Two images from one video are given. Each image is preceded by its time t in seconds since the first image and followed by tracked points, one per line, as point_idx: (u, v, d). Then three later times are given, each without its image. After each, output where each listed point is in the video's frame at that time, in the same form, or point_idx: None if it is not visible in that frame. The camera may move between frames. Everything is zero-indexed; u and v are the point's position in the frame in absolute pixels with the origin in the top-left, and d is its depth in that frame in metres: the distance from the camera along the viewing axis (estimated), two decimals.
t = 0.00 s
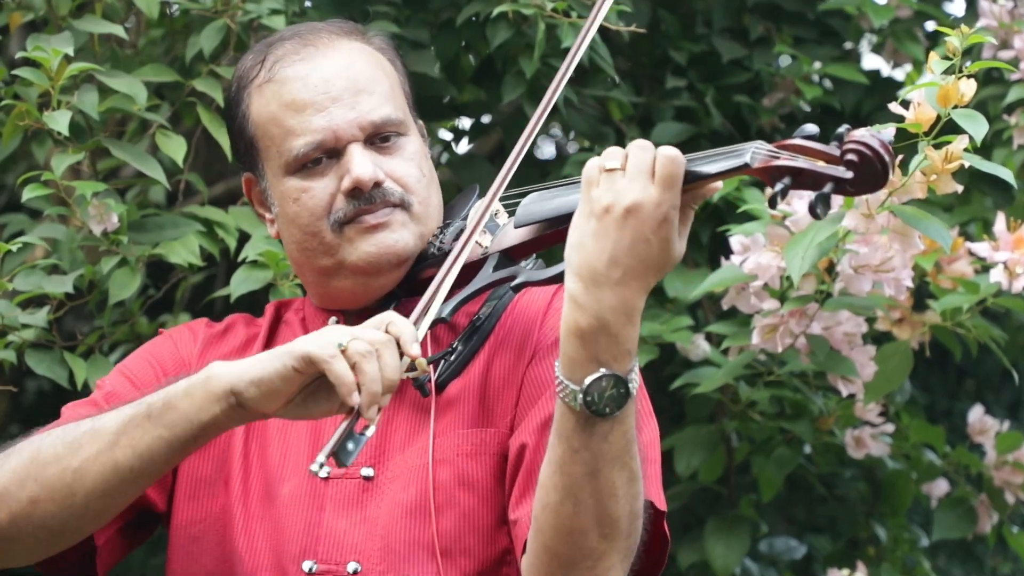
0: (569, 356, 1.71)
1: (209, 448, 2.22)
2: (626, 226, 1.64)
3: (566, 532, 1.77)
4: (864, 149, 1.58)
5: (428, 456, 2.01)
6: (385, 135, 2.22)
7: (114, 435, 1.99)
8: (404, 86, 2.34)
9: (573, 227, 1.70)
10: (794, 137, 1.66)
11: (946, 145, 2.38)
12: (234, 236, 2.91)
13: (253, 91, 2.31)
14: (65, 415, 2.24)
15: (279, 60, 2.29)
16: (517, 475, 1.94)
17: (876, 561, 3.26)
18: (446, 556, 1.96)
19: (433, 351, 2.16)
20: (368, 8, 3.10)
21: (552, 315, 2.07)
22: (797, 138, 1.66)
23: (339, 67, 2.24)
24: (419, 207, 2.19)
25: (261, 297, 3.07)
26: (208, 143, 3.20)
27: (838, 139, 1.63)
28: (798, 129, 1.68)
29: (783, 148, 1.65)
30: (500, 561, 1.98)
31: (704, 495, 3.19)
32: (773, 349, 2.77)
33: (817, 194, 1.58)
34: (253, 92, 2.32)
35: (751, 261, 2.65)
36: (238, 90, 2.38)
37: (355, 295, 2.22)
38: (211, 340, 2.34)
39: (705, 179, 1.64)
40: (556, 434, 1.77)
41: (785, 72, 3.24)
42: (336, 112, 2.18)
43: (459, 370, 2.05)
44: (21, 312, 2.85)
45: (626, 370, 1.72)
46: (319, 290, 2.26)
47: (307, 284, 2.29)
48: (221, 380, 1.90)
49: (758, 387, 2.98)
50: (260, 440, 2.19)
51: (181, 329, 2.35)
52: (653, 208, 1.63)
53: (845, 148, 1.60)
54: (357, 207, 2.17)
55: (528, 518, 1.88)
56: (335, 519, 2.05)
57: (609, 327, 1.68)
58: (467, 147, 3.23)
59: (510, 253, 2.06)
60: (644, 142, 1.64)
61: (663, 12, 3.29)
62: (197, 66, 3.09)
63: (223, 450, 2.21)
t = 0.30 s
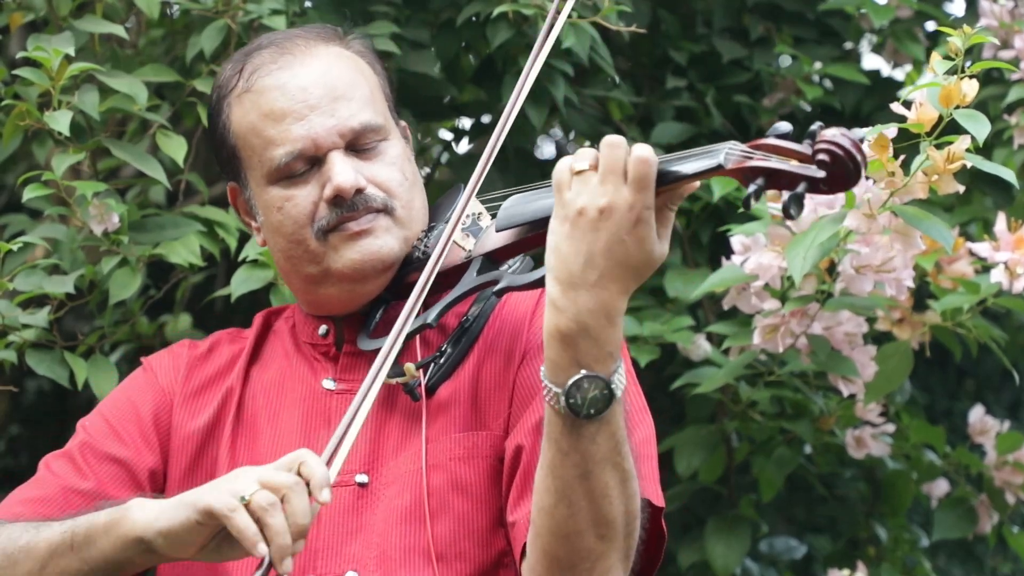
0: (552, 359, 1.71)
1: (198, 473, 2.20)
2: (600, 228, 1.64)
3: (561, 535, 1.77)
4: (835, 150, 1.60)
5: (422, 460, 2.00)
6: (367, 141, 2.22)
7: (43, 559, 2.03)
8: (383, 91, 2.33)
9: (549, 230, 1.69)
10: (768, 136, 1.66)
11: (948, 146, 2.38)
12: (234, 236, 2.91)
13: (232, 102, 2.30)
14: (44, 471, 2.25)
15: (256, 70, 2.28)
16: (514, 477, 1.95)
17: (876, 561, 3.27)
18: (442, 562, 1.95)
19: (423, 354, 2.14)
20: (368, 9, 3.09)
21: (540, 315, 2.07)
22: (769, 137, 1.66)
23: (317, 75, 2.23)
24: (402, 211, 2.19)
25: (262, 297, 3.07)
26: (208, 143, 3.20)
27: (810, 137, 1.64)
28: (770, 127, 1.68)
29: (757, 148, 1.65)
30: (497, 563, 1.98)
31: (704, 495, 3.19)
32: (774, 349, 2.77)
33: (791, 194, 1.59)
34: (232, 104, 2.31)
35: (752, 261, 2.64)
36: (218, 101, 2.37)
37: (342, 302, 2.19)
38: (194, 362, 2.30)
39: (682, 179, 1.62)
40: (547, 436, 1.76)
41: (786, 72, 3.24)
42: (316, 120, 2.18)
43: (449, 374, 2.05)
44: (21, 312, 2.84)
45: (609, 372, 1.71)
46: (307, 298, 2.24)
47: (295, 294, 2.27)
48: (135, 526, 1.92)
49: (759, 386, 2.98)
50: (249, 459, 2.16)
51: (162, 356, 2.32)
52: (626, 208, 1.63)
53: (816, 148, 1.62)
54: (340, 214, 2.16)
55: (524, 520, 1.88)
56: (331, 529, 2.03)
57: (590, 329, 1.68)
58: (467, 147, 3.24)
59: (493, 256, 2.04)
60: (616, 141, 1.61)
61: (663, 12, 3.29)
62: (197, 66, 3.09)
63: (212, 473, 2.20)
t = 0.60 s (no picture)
0: (523, 354, 1.66)
1: (183, 492, 2.17)
2: (563, 222, 1.59)
3: (545, 529, 1.73)
4: (787, 130, 1.56)
5: (405, 460, 1.96)
6: (333, 142, 2.17)
7: None
8: (349, 91, 2.29)
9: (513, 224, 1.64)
10: (723, 118, 1.63)
11: (948, 145, 2.38)
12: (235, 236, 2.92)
13: (196, 115, 2.27)
14: (25, 512, 2.25)
15: (218, 81, 2.25)
16: (499, 471, 1.92)
17: (876, 561, 3.27)
18: (429, 560, 1.91)
19: (405, 352, 2.11)
20: (368, 9, 3.09)
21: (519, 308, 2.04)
22: (724, 119, 1.63)
23: (277, 80, 2.19)
24: (374, 211, 2.14)
25: (262, 297, 3.07)
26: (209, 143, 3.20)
27: (762, 115, 1.61)
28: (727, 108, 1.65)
29: (713, 130, 1.63)
30: (486, 559, 1.94)
31: (704, 495, 3.19)
32: (774, 349, 2.77)
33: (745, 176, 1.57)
34: (196, 116, 2.27)
35: (752, 261, 2.64)
36: (183, 116, 2.34)
37: (319, 306, 2.15)
38: (176, 381, 2.28)
39: (642, 164, 1.60)
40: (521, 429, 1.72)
41: (786, 72, 3.24)
42: (278, 126, 2.14)
43: (430, 372, 2.00)
44: (22, 313, 2.84)
45: (581, 364, 1.66)
46: (286, 305, 2.20)
47: (276, 301, 2.23)
48: None
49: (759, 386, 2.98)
50: (233, 471, 2.12)
51: (142, 378, 2.30)
52: (587, 200, 1.57)
53: (768, 127, 1.58)
54: (309, 219, 2.11)
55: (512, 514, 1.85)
56: (318, 534, 1.99)
57: (558, 323, 1.63)
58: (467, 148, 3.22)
59: (465, 252, 1.98)
60: (577, 131, 1.56)
61: (663, 12, 3.29)
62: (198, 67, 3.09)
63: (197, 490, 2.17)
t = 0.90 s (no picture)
0: (517, 359, 1.66)
1: (181, 489, 2.18)
2: (562, 226, 1.59)
3: (533, 534, 1.72)
4: (771, 137, 1.53)
5: (400, 459, 1.95)
6: (342, 136, 2.17)
7: None
8: (365, 87, 2.29)
9: (511, 227, 1.65)
10: (714, 122, 1.60)
11: (947, 145, 2.38)
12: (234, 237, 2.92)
13: (210, 101, 2.28)
14: (23, 512, 2.26)
15: (234, 67, 2.25)
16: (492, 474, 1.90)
17: (876, 561, 3.27)
18: (420, 561, 1.90)
19: (405, 348, 2.10)
20: (368, 9, 3.09)
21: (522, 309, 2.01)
22: (715, 124, 1.61)
23: (292, 70, 2.20)
24: (378, 207, 2.13)
25: (262, 297, 3.07)
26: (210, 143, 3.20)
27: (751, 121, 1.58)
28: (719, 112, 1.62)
29: (701, 135, 1.60)
30: (478, 561, 1.92)
31: (704, 495, 3.19)
32: (774, 348, 2.77)
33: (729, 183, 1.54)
34: (210, 102, 2.28)
35: (752, 261, 2.65)
36: (198, 101, 2.34)
37: (320, 299, 2.15)
38: (179, 377, 2.28)
39: (635, 168, 1.59)
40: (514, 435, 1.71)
41: (786, 72, 3.24)
42: (288, 115, 2.14)
43: (429, 370, 2.00)
44: (22, 313, 2.85)
45: (576, 369, 1.67)
46: (288, 296, 2.20)
47: (280, 293, 2.23)
48: None
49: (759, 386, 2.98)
50: (230, 465, 2.12)
51: (143, 374, 2.30)
52: (587, 205, 1.58)
53: (753, 133, 1.55)
54: (313, 210, 2.11)
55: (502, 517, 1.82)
56: (311, 530, 1.98)
57: (554, 328, 1.64)
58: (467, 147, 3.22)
59: (463, 250, 1.97)
60: (575, 136, 1.57)
61: (663, 13, 3.29)
62: (198, 67, 3.09)
63: (195, 487, 2.17)
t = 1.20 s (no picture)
0: (551, 384, 1.68)
1: (199, 470, 2.19)
2: (603, 250, 1.62)
3: (552, 556, 1.73)
4: (824, 181, 1.54)
5: (423, 465, 1.97)
6: (388, 133, 2.19)
7: None
8: (413, 84, 2.31)
9: (550, 251, 1.68)
10: (766, 160, 1.62)
11: (946, 145, 2.39)
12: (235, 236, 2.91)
13: (259, 84, 2.29)
14: (38, 474, 2.25)
15: (285, 53, 2.26)
16: (513, 487, 1.91)
17: (876, 561, 3.27)
18: (436, 568, 1.91)
19: (433, 352, 2.11)
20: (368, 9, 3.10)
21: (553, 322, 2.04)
22: (768, 162, 1.62)
23: (343, 63, 2.21)
24: (418, 207, 2.17)
25: (262, 297, 3.07)
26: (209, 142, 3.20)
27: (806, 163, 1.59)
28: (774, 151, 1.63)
29: (753, 172, 1.62)
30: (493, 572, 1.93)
31: (704, 495, 3.19)
32: (773, 349, 2.77)
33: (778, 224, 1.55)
34: (259, 86, 2.29)
35: (751, 261, 2.64)
36: (247, 82, 2.36)
37: (353, 293, 2.19)
38: (206, 357, 2.29)
39: (681, 200, 1.61)
40: (541, 458, 1.73)
41: (786, 72, 3.24)
42: (336, 108, 2.16)
43: (455, 376, 2.02)
44: (22, 313, 2.85)
45: (608, 397, 1.69)
46: (321, 288, 2.24)
47: (312, 282, 2.26)
48: None
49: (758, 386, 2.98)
50: (251, 453, 2.15)
51: (172, 348, 2.32)
52: (629, 230, 1.61)
53: (807, 177, 1.56)
54: (353, 205, 2.14)
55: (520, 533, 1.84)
56: (326, 528, 2.01)
57: (591, 353, 1.66)
58: (467, 147, 3.22)
59: (500, 261, 2.00)
60: (615, 163, 1.61)
61: (663, 12, 3.29)
62: (198, 67, 3.09)
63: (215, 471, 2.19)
